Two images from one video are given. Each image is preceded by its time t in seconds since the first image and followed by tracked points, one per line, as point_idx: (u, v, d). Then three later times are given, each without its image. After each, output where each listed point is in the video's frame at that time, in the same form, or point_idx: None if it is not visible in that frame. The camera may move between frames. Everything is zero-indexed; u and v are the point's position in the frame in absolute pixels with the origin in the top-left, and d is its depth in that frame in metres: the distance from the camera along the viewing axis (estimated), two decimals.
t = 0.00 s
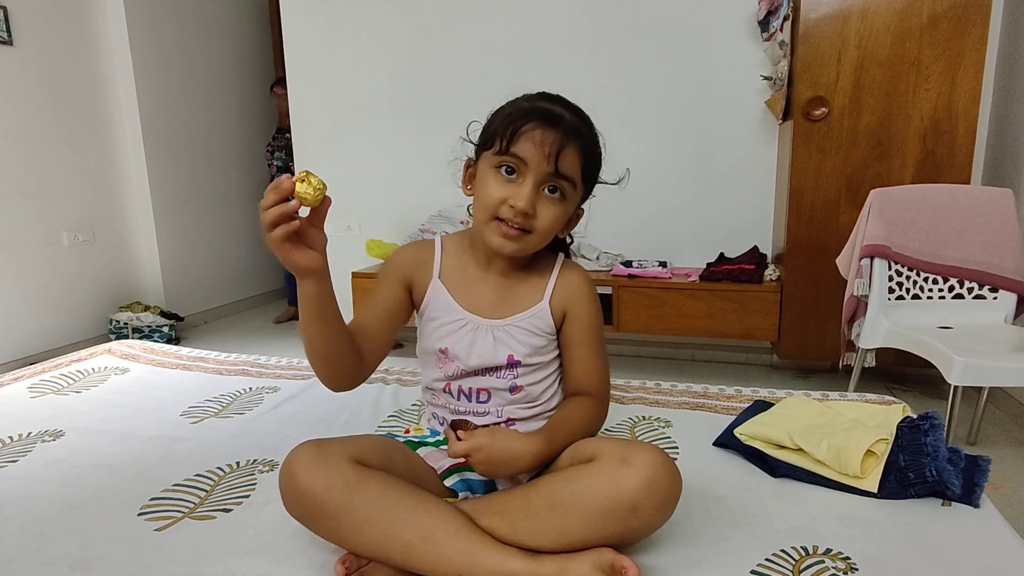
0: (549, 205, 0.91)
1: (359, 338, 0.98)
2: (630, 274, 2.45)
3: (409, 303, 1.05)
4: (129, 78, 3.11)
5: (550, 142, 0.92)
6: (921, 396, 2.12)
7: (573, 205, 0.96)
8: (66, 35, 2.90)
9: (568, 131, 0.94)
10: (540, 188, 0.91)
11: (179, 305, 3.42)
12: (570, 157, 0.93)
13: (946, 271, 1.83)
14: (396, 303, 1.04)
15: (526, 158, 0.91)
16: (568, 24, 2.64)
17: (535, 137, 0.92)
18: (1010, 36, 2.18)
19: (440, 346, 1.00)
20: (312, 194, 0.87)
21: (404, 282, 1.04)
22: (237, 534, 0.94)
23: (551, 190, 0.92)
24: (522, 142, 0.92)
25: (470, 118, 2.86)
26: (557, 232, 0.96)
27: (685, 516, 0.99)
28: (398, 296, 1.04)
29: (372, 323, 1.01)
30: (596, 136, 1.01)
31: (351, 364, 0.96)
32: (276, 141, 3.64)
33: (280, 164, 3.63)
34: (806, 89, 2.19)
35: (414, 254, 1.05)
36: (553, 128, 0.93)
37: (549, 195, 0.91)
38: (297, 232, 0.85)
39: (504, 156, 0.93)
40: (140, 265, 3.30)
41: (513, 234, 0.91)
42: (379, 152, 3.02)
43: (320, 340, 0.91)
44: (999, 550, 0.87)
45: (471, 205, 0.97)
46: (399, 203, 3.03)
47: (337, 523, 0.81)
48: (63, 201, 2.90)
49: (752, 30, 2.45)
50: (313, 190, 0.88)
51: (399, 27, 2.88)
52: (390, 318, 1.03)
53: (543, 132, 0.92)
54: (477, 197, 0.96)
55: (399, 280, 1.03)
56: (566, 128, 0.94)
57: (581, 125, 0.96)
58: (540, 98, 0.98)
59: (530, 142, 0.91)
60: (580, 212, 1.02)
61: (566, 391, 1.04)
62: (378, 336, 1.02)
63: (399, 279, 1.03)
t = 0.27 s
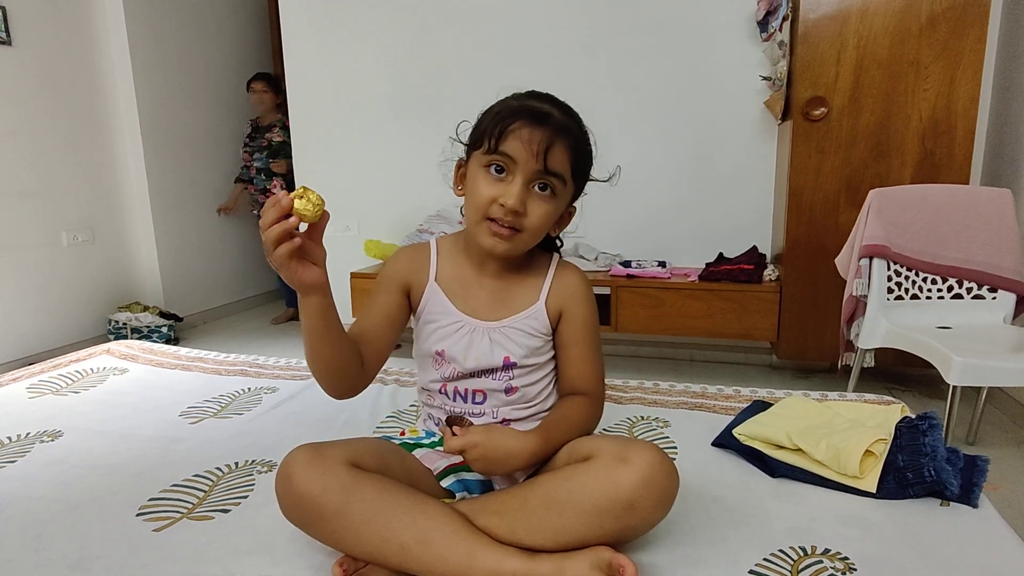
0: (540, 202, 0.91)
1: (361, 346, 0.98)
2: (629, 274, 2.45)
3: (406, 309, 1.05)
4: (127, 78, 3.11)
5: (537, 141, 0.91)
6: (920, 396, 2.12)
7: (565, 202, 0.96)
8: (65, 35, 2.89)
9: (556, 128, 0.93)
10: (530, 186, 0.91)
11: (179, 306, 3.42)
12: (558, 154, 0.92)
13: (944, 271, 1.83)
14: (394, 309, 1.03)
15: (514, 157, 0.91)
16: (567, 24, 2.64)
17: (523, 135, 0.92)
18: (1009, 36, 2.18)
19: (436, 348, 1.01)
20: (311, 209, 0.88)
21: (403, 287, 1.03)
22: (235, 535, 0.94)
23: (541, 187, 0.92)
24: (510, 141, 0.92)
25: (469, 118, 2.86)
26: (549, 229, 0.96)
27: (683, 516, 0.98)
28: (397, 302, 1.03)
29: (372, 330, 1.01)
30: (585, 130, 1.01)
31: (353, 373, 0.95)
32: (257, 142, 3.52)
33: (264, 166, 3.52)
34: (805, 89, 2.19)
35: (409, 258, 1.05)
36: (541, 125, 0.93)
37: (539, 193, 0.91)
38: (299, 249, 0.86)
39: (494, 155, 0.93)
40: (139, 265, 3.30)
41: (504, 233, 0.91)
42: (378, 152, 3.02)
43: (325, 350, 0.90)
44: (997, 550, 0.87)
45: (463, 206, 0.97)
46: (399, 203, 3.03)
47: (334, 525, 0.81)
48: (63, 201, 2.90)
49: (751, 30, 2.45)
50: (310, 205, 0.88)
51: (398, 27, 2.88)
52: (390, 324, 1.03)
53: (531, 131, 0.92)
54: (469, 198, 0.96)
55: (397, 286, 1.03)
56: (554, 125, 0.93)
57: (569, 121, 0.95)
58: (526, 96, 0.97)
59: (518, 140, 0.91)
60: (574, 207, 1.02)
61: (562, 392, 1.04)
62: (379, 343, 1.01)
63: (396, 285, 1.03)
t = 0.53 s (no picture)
0: (500, 181, 0.90)
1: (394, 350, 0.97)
2: (629, 275, 2.46)
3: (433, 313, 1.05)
4: (127, 78, 3.11)
5: (455, 136, 0.92)
6: (919, 396, 2.12)
7: (523, 163, 0.94)
8: (64, 35, 2.89)
9: (464, 114, 0.93)
10: (482, 175, 0.91)
11: (178, 306, 3.42)
12: (480, 132, 0.91)
13: (943, 272, 1.83)
14: (419, 312, 1.03)
15: (450, 163, 0.91)
16: (566, 24, 2.64)
17: (443, 143, 0.92)
18: (1007, 36, 2.18)
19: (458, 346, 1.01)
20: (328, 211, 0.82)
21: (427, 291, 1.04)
22: (235, 535, 0.94)
23: (491, 168, 0.91)
24: (438, 155, 0.93)
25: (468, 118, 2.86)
26: (529, 199, 0.94)
27: (682, 517, 0.99)
28: (424, 304, 1.03)
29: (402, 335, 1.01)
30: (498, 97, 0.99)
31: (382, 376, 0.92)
32: (240, 145, 3.19)
33: (246, 170, 3.16)
34: (804, 89, 2.20)
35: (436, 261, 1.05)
36: (450, 123, 0.93)
37: (493, 173, 0.91)
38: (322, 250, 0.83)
39: (437, 178, 0.94)
40: (138, 265, 3.30)
41: (491, 229, 0.91)
42: (377, 153, 3.02)
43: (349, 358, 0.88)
44: (996, 551, 0.87)
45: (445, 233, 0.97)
46: (398, 203, 3.04)
47: (335, 524, 0.81)
48: (62, 201, 2.90)
49: (750, 31, 2.45)
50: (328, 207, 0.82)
51: (398, 27, 2.88)
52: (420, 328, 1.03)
53: (449, 133, 0.92)
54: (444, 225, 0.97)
55: (423, 289, 1.03)
56: (461, 114, 0.93)
57: (475, 102, 0.95)
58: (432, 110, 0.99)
59: (443, 150, 0.92)
60: (543, 167, 1.00)
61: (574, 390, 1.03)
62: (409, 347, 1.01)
63: (422, 288, 1.04)
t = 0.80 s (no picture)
0: (478, 185, 0.91)
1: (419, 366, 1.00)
2: (628, 275, 2.46)
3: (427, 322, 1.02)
4: (126, 78, 3.10)
5: (425, 149, 0.91)
6: (918, 397, 2.12)
7: (496, 160, 0.95)
8: (63, 36, 2.89)
9: (429, 124, 0.93)
10: (459, 182, 0.91)
11: (177, 307, 3.42)
12: (449, 137, 0.91)
13: (942, 272, 1.83)
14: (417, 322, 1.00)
15: (426, 175, 0.91)
16: (565, 25, 2.64)
17: (415, 157, 0.92)
18: (1007, 37, 2.18)
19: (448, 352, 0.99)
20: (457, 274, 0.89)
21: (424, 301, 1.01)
22: (233, 536, 0.94)
23: (468, 173, 0.91)
24: (412, 170, 0.92)
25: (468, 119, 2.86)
26: (507, 197, 0.95)
27: (681, 517, 0.99)
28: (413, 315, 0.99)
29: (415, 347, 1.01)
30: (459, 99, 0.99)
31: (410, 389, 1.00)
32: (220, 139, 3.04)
33: (226, 166, 3.00)
34: (804, 90, 2.20)
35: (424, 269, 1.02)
36: (417, 135, 0.93)
37: (470, 178, 0.91)
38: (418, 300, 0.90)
39: (416, 192, 0.93)
40: (137, 266, 3.30)
41: (478, 233, 0.91)
42: (377, 153, 3.02)
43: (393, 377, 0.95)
44: (996, 551, 0.87)
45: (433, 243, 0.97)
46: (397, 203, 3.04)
47: (332, 529, 0.81)
48: (61, 201, 2.90)
49: (750, 31, 2.45)
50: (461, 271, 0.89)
51: (397, 28, 2.88)
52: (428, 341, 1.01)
53: (419, 147, 0.92)
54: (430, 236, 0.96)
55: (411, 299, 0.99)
56: (427, 124, 0.93)
57: (438, 109, 0.94)
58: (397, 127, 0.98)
59: (416, 164, 0.92)
60: (515, 163, 1.00)
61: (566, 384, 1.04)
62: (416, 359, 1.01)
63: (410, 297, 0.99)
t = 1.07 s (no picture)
0: (461, 185, 0.90)
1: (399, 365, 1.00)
2: (628, 275, 2.46)
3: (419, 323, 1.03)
4: (125, 78, 3.10)
5: (412, 146, 0.92)
6: (918, 396, 2.12)
7: (485, 162, 0.94)
8: (62, 35, 2.89)
9: (418, 121, 0.93)
10: (443, 181, 0.91)
11: (177, 307, 3.42)
12: (436, 135, 0.91)
13: (942, 272, 1.83)
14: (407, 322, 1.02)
15: (412, 173, 0.92)
16: (565, 25, 2.65)
17: (401, 153, 0.92)
18: (1006, 37, 2.18)
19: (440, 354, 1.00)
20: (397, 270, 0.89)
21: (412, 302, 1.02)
22: (233, 536, 0.94)
23: (453, 173, 0.91)
24: (399, 166, 0.93)
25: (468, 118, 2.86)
26: (496, 198, 0.94)
27: (681, 516, 0.99)
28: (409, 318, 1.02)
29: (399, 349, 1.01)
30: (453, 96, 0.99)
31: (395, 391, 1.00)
32: (204, 139, 2.89)
33: (211, 167, 2.88)
34: (803, 90, 2.20)
35: (415, 270, 1.04)
36: (405, 132, 0.93)
37: (454, 178, 0.91)
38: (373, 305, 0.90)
39: (402, 189, 0.94)
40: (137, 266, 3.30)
41: (459, 234, 0.91)
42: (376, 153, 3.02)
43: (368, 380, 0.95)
44: (995, 551, 0.87)
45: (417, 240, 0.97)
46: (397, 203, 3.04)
47: (332, 529, 0.81)
48: (60, 201, 2.90)
49: (749, 32, 2.45)
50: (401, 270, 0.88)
51: (397, 28, 2.88)
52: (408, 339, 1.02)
53: (406, 142, 0.92)
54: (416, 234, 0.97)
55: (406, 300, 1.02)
56: (416, 120, 0.93)
57: (429, 106, 0.94)
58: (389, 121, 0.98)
59: (403, 160, 0.92)
60: (507, 163, 0.99)
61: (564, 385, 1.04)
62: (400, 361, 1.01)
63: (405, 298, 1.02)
